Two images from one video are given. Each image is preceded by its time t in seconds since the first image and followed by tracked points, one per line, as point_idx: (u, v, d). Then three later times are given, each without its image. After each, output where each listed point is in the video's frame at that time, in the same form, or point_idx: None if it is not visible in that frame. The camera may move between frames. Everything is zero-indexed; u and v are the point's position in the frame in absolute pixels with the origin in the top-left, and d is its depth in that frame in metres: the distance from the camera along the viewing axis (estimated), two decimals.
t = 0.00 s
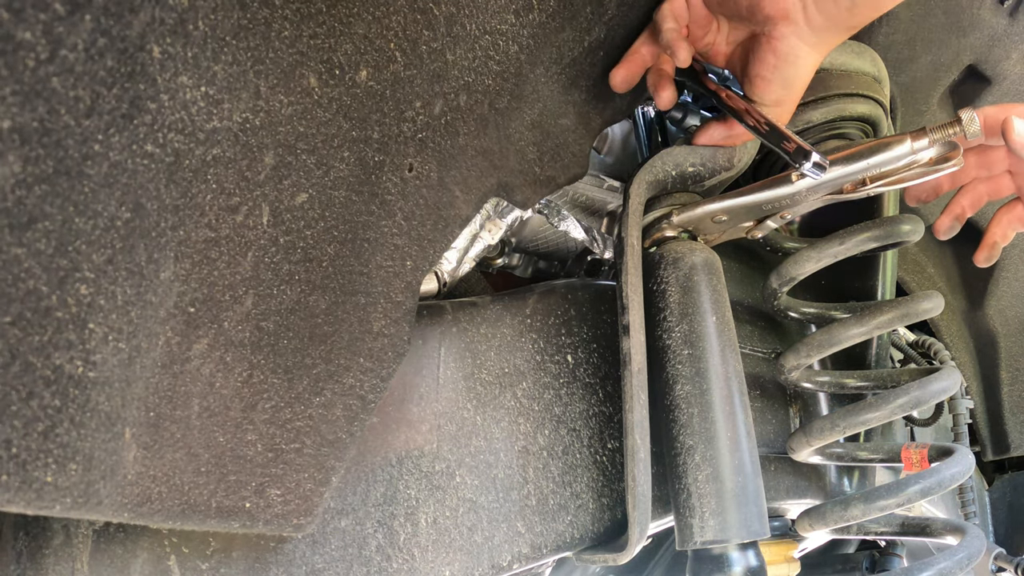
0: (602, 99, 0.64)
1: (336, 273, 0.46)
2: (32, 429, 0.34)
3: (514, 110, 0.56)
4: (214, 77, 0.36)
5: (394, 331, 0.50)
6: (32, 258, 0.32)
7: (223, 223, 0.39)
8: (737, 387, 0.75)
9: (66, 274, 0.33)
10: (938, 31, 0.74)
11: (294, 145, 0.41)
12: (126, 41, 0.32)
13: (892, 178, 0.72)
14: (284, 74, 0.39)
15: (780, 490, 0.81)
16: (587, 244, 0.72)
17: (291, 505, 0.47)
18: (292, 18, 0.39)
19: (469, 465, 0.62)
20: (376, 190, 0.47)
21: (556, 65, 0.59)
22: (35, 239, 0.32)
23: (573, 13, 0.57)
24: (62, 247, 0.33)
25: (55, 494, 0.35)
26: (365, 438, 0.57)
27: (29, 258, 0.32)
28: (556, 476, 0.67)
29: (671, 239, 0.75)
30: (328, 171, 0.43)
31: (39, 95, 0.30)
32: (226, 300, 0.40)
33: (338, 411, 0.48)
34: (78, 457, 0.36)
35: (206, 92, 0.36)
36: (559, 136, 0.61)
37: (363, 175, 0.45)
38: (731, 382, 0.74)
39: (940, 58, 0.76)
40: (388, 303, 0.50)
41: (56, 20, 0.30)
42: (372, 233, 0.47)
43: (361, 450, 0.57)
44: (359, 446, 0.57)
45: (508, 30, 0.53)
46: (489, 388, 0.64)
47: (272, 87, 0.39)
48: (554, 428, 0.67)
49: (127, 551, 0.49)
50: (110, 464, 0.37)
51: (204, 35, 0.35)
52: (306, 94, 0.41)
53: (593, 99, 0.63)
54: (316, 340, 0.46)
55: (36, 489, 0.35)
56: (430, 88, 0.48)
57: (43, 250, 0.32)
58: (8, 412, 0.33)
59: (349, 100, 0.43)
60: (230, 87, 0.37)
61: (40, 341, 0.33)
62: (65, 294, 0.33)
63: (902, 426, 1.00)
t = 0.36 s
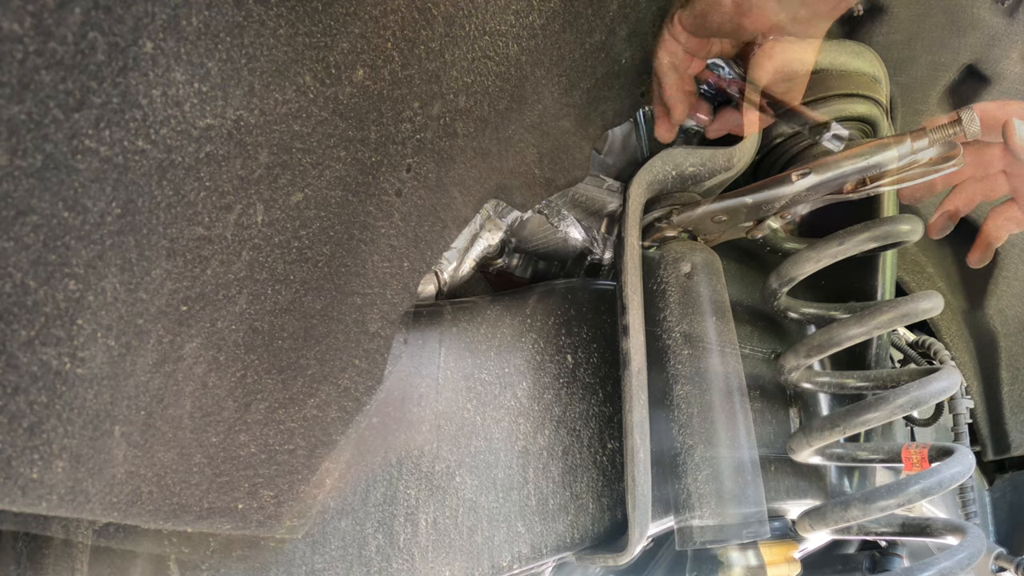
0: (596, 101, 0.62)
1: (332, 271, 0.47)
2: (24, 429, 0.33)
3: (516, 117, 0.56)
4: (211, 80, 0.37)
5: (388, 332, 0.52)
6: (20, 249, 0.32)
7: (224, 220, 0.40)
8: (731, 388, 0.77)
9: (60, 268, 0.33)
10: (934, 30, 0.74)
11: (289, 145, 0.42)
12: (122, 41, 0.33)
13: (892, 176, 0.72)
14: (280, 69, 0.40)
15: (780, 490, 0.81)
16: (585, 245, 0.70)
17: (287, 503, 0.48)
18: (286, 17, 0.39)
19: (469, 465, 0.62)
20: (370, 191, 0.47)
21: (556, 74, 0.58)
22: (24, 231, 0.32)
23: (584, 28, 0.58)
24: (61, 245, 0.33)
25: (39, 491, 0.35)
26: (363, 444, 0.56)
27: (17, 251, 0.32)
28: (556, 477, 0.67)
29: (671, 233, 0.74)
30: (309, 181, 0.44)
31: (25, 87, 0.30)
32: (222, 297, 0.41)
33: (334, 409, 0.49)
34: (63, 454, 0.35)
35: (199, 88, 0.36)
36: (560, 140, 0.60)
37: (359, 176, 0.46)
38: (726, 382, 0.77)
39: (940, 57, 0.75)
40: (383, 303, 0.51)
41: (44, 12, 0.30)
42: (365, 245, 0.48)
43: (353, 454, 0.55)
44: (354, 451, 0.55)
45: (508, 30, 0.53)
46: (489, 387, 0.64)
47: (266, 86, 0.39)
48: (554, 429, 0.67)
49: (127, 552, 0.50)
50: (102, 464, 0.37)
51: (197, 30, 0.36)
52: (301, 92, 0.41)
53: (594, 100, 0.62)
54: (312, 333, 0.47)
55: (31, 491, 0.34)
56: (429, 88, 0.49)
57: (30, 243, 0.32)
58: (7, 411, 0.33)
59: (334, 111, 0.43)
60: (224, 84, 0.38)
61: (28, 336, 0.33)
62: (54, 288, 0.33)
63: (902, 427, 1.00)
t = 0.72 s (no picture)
0: (593, 101, 0.59)
1: (331, 272, 0.46)
2: (24, 426, 0.34)
3: (519, 140, 0.55)
4: (215, 82, 0.37)
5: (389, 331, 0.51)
6: (21, 248, 0.32)
7: (227, 218, 0.40)
8: (730, 388, 0.79)
9: (62, 268, 0.34)
10: (929, 30, 0.74)
11: (264, 158, 0.41)
12: (126, 43, 0.34)
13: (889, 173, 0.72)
14: (258, 83, 0.39)
15: (779, 491, 0.80)
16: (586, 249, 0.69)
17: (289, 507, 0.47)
18: (269, 24, 0.38)
19: (468, 469, 0.62)
20: (357, 213, 0.46)
21: (553, 93, 0.56)
22: None
23: (579, 41, 0.55)
24: (64, 246, 0.34)
25: None
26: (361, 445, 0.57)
27: None
28: (556, 480, 0.66)
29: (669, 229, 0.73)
30: (303, 188, 0.43)
31: None
32: (225, 298, 0.41)
33: (336, 410, 0.49)
34: None
35: (164, 91, 0.36)
36: (560, 153, 0.58)
37: (343, 198, 0.45)
38: (725, 382, 0.78)
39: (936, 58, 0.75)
40: (383, 304, 0.50)
41: None
42: (359, 250, 0.47)
43: (355, 451, 0.56)
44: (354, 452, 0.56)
45: (509, 55, 0.51)
46: (490, 390, 0.64)
47: (243, 95, 0.39)
48: (554, 433, 0.67)
49: (126, 559, 0.48)
50: (104, 462, 0.38)
51: (162, 30, 0.35)
52: (281, 105, 0.40)
53: (587, 108, 0.59)
54: (311, 333, 0.46)
55: (34, 489, 0.35)
56: (422, 112, 0.48)
57: None
58: (7, 411, 0.33)
59: (330, 116, 0.43)
60: (193, 89, 0.37)
61: None
62: None
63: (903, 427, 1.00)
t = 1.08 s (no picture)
0: (593, 100, 0.58)
1: (331, 272, 0.46)
2: (24, 426, 0.34)
3: (519, 140, 0.54)
4: (215, 82, 0.37)
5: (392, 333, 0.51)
6: (21, 248, 0.32)
7: (227, 218, 0.40)
8: (730, 388, 0.79)
9: (62, 268, 0.34)
10: (930, 30, 0.73)
11: (265, 158, 0.41)
12: (127, 43, 0.34)
13: (888, 173, 0.72)
14: (258, 82, 0.39)
15: (779, 491, 0.80)
16: (585, 250, 0.73)
17: (289, 508, 0.47)
18: (269, 24, 0.39)
19: (468, 471, 0.61)
20: (357, 213, 0.46)
21: (553, 93, 0.55)
22: None
23: (579, 41, 0.54)
24: (65, 247, 0.34)
25: None
26: (361, 446, 0.57)
27: None
28: (556, 481, 0.66)
29: (670, 230, 0.72)
30: (303, 188, 0.43)
31: None
32: (225, 298, 0.41)
33: (336, 409, 0.48)
34: None
35: (163, 91, 0.36)
36: (559, 151, 0.57)
37: (343, 197, 0.45)
38: (726, 382, 0.78)
39: (936, 58, 0.75)
40: (385, 304, 0.49)
41: None
42: (358, 251, 0.47)
43: (356, 451, 0.56)
44: (354, 453, 0.56)
45: (510, 55, 0.51)
46: (489, 391, 0.64)
47: (243, 95, 0.39)
48: (554, 434, 0.67)
49: (126, 560, 0.48)
50: (104, 461, 0.38)
51: (162, 30, 0.35)
52: (282, 105, 0.40)
53: (587, 108, 0.57)
54: (311, 333, 0.46)
55: (34, 488, 0.35)
56: (422, 111, 0.47)
57: None
58: (7, 411, 0.34)
59: (330, 116, 0.43)
60: (192, 89, 0.37)
61: None
62: None
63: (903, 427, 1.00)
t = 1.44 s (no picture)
0: (593, 100, 0.58)
1: (331, 273, 0.46)
2: (24, 426, 0.34)
3: (518, 140, 0.54)
4: (215, 82, 0.37)
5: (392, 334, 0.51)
6: (22, 248, 0.32)
7: (227, 218, 0.40)
8: (730, 388, 0.79)
9: (62, 268, 0.34)
10: (930, 30, 0.73)
11: (265, 158, 0.41)
12: (127, 43, 0.34)
13: (888, 173, 0.72)
14: (258, 82, 0.39)
15: (780, 491, 0.80)
16: (585, 250, 0.73)
17: (289, 508, 0.47)
18: (269, 24, 0.39)
19: (468, 471, 0.61)
20: (357, 214, 0.46)
21: (553, 93, 0.55)
22: None
23: (579, 41, 0.54)
24: (65, 246, 0.34)
25: None
26: (361, 446, 0.57)
27: None
28: (556, 481, 0.66)
29: (670, 229, 0.72)
30: (303, 188, 0.43)
31: None
32: (225, 298, 0.41)
33: (336, 409, 0.48)
34: None
35: (163, 91, 0.36)
36: (559, 152, 0.57)
37: (343, 197, 0.45)
38: (726, 383, 0.78)
39: (935, 58, 0.75)
40: (385, 304, 0.49)
41: None
42: (358, 251, 0.47)
43: (356, 451, 0.56)
44: (354, 453, 0.56)
45: (510, 54, 0.51)
46: (489, 391, 0.64)
47: (243, 95, 0.39)
48: (554, 434, 0.67)
49: (126, 560, 0.48)
50: (104, 461, 0.38)
51: (162, 30, 0.35)
52: (282, 105, 0.40)
53: (588, 108, 0.57)
54: (311, 333, 0.46)
55: (34, 488, 0.36)
56: (422, 111, 0.47)
57: None
58: (7, 411, 0.34)
59: (331, 116, 0.43)
60: (192, 89, 0.37)
61: None
62: None
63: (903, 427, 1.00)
